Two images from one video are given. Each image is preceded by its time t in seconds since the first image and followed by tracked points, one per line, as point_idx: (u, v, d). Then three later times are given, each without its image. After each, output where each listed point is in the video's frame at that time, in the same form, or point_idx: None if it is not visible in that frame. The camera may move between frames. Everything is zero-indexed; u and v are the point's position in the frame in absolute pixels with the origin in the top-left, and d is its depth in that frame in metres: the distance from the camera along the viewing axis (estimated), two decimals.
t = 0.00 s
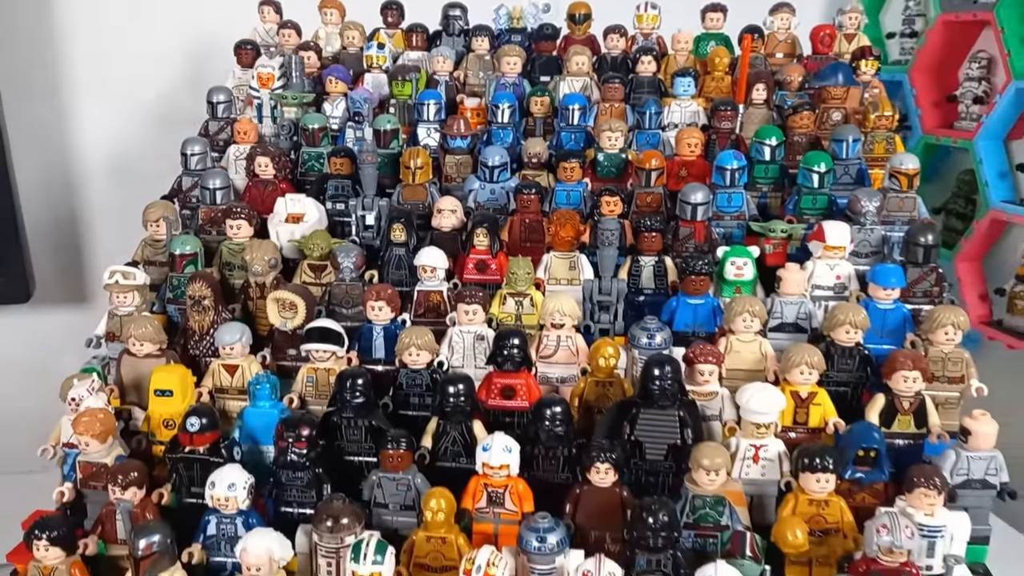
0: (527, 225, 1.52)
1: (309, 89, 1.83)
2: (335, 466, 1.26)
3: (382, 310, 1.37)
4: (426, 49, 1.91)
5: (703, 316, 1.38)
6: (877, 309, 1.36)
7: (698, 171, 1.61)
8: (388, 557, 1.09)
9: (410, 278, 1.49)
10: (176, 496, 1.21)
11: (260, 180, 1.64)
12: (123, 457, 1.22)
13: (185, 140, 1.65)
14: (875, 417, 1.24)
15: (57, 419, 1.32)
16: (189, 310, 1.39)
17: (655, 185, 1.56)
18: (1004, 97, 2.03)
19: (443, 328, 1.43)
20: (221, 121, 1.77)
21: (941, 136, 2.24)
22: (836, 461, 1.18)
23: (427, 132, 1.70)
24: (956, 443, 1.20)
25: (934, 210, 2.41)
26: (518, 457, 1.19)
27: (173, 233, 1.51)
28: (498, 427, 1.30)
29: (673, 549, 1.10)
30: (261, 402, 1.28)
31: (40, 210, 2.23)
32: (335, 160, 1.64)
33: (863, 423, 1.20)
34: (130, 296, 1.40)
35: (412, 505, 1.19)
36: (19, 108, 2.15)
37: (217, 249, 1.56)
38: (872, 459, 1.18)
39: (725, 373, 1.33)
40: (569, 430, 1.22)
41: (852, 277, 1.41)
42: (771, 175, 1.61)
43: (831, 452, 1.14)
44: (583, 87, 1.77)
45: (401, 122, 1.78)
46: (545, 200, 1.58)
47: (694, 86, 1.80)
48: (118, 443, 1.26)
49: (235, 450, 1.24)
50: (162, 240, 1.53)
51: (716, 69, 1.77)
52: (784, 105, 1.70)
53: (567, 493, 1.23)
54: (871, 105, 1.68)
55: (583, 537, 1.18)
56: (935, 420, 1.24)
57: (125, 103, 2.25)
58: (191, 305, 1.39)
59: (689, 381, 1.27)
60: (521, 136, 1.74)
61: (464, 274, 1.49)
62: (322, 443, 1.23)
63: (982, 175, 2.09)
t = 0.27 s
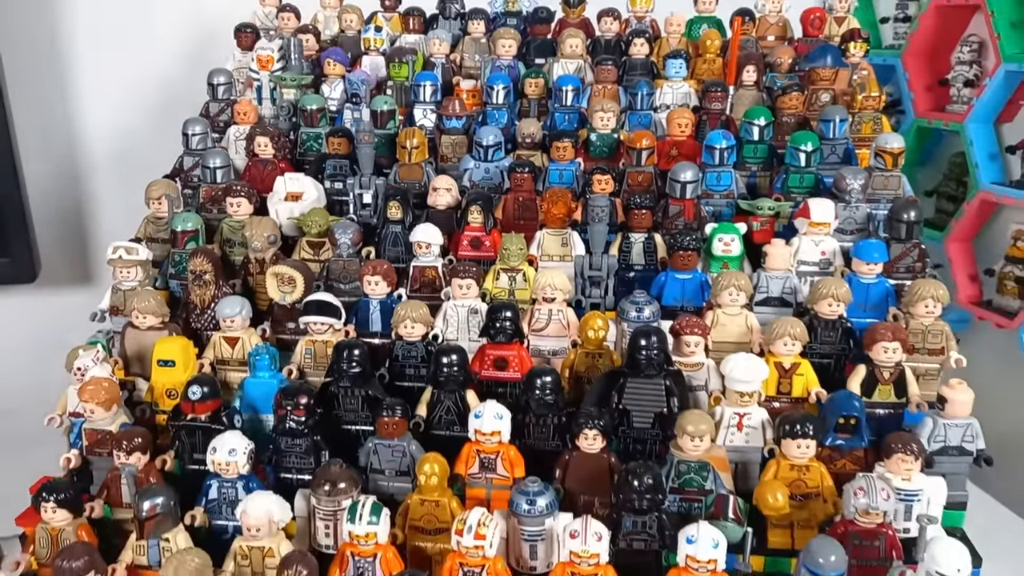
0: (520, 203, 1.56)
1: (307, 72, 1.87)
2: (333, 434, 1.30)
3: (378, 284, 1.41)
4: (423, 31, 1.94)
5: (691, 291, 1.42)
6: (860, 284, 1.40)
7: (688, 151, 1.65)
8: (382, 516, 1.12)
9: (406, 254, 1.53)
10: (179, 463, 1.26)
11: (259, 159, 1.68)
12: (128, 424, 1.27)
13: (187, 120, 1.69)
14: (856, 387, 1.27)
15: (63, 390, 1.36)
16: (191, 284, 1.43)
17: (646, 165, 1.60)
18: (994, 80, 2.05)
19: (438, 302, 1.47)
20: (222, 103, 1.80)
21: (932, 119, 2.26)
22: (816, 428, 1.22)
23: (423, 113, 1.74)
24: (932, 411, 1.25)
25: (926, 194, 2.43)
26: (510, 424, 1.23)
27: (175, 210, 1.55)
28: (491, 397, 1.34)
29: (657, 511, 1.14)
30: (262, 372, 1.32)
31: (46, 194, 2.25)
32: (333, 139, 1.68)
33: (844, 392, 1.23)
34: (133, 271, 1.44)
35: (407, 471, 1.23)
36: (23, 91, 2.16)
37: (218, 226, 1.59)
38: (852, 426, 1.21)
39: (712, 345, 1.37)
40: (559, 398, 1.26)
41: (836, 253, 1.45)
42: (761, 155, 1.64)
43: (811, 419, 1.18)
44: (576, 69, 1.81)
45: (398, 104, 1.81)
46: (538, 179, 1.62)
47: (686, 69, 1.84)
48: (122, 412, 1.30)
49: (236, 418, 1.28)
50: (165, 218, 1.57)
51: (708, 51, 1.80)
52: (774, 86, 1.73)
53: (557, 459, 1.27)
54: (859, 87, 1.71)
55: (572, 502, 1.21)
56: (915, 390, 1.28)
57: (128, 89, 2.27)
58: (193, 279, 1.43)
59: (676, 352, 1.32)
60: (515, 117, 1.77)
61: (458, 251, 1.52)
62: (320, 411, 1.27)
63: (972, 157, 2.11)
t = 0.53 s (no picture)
0: (523, 182, 1.60)
1: (316, 56, 1.91)
2: (342, 404, 1.34)
3: (386, 260, 1.46)
4: (429, 16, 1.98)
5: (689, 267, 1.46)
6: (855, 260, 1.44)
7: (688, 133, 1.69)
8: (393, 477, 1.17)
9: (412, 232, 1.57)
10: (194, 431, 1.31)
11: (269, 140, 1.72)
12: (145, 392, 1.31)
13: (198, 102, 1.73)
14: (849, 358, 1.32)
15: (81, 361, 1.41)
16: (204, 260, 1.48)
17: (647, 145, 1.64)
18: (990, 65, 2.07)
19: (444, 278, 1.51)
20: (232, 85, 1.84)
21: (930, 104, 2.28)
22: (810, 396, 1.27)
23: (429, 95, 1.78)
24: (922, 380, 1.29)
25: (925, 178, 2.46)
26: (513, 393, 1.27)
27: (188, 188, 1.60)
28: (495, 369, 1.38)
29: (655, 474, 1.19)
30: (274, 344, 1.37)
31: (57, 180, 2.27)
32: (340, 121, 1.72)
33: (837, 362, 1.27)
34: (148, 247, 1.48)
35: (414, 437, 1.28)
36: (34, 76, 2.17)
37: (229, 205, 1.63)
38: (845, 395, 1.25)
39: (709, 318, 1.41)
40: (561, 368, 1.31)
41: (831, 230, 1.49)
42: (759, 136, 1.69)
43: (804, 387, 1.22)
44: (579, 53, 1.84)
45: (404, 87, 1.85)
46: (541, 160, 1.66)
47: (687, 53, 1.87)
48: (139, 381, 1.35)
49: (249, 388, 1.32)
50: (178, 196, 1.61)
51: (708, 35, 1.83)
52: (772, 69, 1.77)
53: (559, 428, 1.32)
54: (856, 69, 1.74)
55: (573, 467, 1.26)
56: (906, 361, 1.32)
57: (139, 74, 2.29)
58: (206, 255, 1.47)
59: (674, 324, 1.36)
60: (519, 100, 1.81)
61: (464, 229, 1.56)
62: (330, 380, 1.31)
63: (969, 141, 2.12)
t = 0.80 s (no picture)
0: (530, 165, 1.64)
1: (327, 44, 1.95)
2: (357, 377, 1.39)
3: (398, 240, 1.50)
4: (438, 5, 2.02)
5: (692, 247, 1.51)
6: (853, 240, 1.48)
7: (691, 118, 1.73)
8: (407, 446, 1.22)
9: (423, 214, 1.62)
10: (215, 404, 1.36)
11: (283, 126, 1.76)
12: (167, 366, 1.36)
13: (214, 89, 1.78)
14: (847, 333, 1.36)
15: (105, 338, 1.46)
16: (223, 241, 1.52)
17: (651, 130, 1.68)
18: (989, 52, 2.10)
19: (454, 259, 1.56)
20: (246, 73, 1.89)
21: (930, 92, 2.31)
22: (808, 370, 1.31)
23: (438, 81, 1.83)
24: (918, 354, 1.32)
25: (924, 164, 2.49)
26: (521, 366, 1.32)
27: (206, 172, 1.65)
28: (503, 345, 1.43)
29: (659, 444, 1.24)
30: (290, 321, 1.42)
31: (71, 165, 2.30)
32: (352, 107, 1.76)
33: (834, 336, 1.32)
34: (167, 228, 1.53)
35: (426, 408, 1.33)
36: (51, 63, 2.20)
37: (245, 188, 1.68)
38: (842, 368, 1.30)
39: (711, 296, 1.45)
40: (568, 343, 1.36)
41: (831, 212, 1.53)
42: (760, 122, 1.73)
43: (802, 360, 1.27)
44: (585, 40, 1.89)
45: (414, 74, 1.90)
46: (548, 144, 1.70)
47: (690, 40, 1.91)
48: (162, 356, 1.40)
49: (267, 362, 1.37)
50: (195, 179, 1.66)
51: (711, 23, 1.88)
52: (774, 56, 1.81)
53: (565, 400, 1.37)
54: (856, 56, 1.78)
55: (579, 438, 1.31)
56: (902, 336, 1.36)
57: (153, 61, 2.34)
58: (224, 236, 1.52)
59: (677, 302, 1.40)
60: (526, 86, 1.85)
61: (473, 211, 1.61)
62: (345, 355, 1.36)
63: (968, 128, 2.16)
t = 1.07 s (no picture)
0: (539, 147, 1.68)
1: (340, 29, 1.99)
2: (370, 350, 1.43)
3: (410, 219, 1.54)
4: None
5: (697, 225, 1.54)
6: (855, 218, 1.51)
7: (697, 101, 1.76)
8: (421, 414, 1.27)
9: (434, 194, 1.65)
10: (233, 375, 1.40)
11: (297, 108, 1.80)
12: (186, 338, 1.41)
13: (229, 73, 1.82)
14: (848, 308, 1.39)
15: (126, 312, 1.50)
16: (239, 219, 1.56)
17: (657, 112, 1.71)
18: (990, 39, 2.13)
19: (464, 237, 1.60)
20: (260, 57, 1.93)
21: (933, 79, 2.34)
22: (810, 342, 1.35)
23: (448, 65, 1.86)
24: (917, 327, 1.36)
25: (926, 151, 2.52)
26: (531, 339, 1.36)
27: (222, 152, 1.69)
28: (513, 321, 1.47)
29: (664, 413, 1.27)
30: (306, 296, 1.46)
31: (87, 151, 2.33)
32: (365, 90, 1.80)
33: (835, 310, 1.35)
34: (186, 207, 1.57)
35: (437, 379, 1.36)
36: (67, 51, 2.23)
37: (260, 168, 1.72)
38: (843, 341, 1.33)
39: (716, 273, 1.49)
40: (576, 317, 1.40)
41: (834, 191, 1.57)
42: (765, 105, 1.77)
43: (804, 333, 1.31)
44: (593, 25, 1.92)
45: (425, 59, 1.94)
46: (556, 126, 1.74)
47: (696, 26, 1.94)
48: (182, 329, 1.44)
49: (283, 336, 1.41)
50: (212, 160, 1.70)
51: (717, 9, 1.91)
52: (778, 40, 1.84)
53: (573, 372, 1.41)
54: (859, 41, 1.82)
55: (587, 409, 1.34)
56: (902, 311, 1.39)
57: (167, 49, 2.37)
58: (241, 214, 1.56)
59: (684, 277, 1.44)
60: (535, 71, 1.89)
61: (483, 191, 1.64)
62: (360, 329, 1.40)
63: (970, 114, 2.18)
